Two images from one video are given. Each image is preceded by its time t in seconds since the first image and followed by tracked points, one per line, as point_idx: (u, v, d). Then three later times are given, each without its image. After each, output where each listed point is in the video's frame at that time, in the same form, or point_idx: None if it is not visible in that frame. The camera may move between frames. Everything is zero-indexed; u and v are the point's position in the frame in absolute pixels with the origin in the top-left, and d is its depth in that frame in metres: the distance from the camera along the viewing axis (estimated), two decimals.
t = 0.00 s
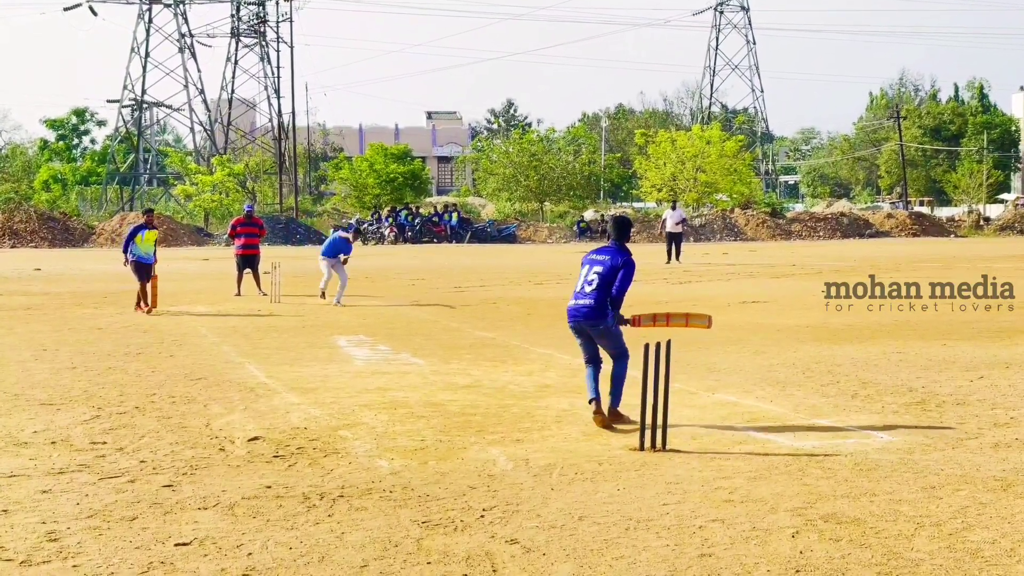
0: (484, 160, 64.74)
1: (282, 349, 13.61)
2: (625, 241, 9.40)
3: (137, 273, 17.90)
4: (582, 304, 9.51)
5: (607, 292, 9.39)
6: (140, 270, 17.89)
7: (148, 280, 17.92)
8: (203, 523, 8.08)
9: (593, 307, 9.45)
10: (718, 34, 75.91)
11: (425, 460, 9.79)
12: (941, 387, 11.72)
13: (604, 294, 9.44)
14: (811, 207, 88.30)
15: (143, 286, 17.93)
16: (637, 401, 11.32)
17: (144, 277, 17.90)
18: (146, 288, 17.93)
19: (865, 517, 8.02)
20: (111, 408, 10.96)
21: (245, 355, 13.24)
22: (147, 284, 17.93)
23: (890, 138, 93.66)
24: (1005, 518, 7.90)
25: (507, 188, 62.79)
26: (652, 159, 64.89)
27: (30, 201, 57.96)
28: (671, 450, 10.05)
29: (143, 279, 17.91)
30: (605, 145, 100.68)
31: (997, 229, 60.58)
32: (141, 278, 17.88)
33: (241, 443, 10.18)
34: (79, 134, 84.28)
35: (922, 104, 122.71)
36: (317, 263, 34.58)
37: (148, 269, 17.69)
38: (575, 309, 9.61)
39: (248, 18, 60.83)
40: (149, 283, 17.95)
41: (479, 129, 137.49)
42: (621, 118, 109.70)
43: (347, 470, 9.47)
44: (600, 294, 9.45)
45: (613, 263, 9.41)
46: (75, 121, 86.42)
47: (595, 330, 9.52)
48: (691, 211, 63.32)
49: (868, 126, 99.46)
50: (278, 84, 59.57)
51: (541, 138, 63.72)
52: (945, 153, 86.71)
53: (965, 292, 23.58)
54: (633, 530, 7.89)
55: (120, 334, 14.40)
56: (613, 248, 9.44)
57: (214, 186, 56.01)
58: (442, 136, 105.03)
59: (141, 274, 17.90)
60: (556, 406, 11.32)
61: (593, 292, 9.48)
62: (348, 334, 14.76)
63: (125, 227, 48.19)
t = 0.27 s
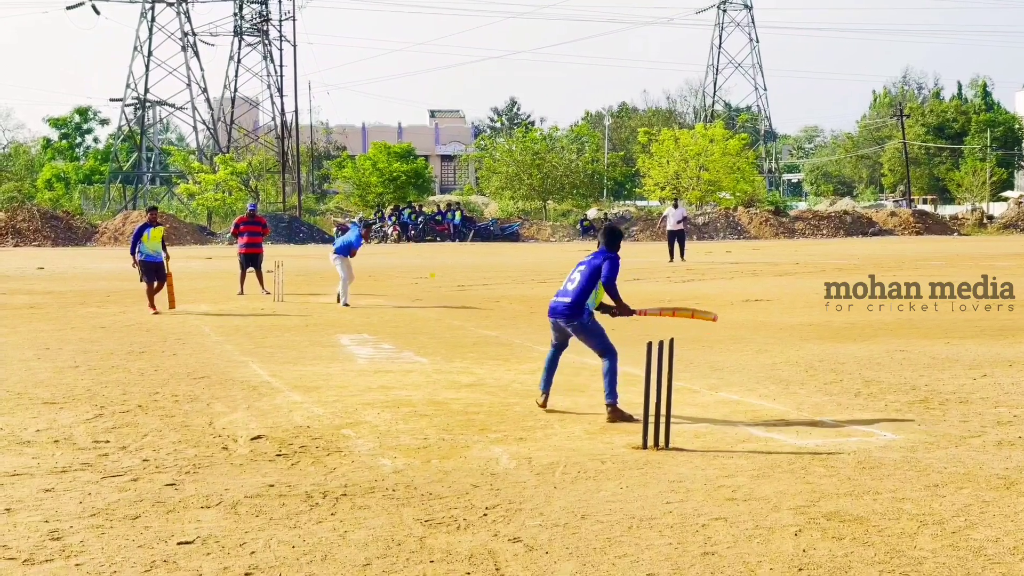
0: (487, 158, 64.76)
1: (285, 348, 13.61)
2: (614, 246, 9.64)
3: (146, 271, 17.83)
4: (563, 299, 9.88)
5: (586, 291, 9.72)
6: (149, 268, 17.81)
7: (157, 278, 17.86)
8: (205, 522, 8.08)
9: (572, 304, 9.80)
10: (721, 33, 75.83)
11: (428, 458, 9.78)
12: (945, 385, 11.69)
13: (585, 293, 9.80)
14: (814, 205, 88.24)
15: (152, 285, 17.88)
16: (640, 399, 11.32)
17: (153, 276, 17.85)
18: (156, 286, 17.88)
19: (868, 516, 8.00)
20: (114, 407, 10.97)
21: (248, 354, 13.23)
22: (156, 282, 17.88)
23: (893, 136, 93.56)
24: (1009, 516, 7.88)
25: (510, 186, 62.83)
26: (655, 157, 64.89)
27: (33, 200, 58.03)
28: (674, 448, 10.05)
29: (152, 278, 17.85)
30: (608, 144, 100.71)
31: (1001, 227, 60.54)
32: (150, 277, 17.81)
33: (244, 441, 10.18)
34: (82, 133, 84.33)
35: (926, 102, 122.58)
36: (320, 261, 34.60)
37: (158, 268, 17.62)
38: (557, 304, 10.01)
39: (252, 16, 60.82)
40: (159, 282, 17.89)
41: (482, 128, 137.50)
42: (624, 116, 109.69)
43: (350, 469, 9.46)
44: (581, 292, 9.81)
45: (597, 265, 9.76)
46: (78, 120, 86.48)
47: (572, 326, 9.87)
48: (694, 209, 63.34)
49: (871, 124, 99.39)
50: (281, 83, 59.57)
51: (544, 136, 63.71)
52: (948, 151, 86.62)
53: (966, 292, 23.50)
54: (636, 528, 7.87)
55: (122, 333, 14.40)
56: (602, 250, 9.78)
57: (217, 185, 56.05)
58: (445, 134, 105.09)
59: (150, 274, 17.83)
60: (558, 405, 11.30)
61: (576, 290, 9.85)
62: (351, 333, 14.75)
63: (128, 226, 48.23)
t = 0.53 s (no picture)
0: (493, 157, 64.76)
1: (291, 346, 13.62)
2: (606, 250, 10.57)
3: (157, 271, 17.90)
4: (547, 283, 10.56)
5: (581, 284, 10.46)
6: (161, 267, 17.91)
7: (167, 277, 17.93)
8: (211, 520, 8.09)
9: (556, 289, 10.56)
10: (727, 32, 75.78)
11: (433, 457, 9.78)
12: (951, 384, 11.67)
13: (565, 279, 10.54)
14: (820, 203, 88.19)
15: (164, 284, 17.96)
16: (645, 397, 11.31)
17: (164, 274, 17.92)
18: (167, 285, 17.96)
19: (874, 514, 7.99)
20: (120, 405, 10.98)
21: (254, 353, 13.24)
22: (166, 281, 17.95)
23: (899, 134, 93.44)
24: (1015, 514, 7.87)
25: (516, 185, 62.83)
26: (660, 156, 64.94)
27: (39, 199, 58.15)
28: (679, 447, 10.04)
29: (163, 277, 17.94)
30: (613, 143, 100.70)
31: (1007, 225, 60.43)
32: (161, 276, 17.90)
33: (250, 440, 10.19)
34: (88, 132, 84.47)
35: (932, 100, 122.37)
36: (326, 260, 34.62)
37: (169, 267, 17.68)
38: (538, 284, 10.83)
39: (258, 15, 60.84)
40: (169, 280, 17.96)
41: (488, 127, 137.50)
42: (630, 114, 109.72)
43: (355, 467, 9.47)
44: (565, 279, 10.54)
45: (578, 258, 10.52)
46: (84, 119, 86.59)
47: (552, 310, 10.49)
48: (699, 208, 63.33)
49: (877, 122, 99.27)
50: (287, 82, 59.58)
51: (549, 135, 63.75)
52: (954, 149, 86.49)
53: (967, 292, 23.38)
54: (642, 527, 7.86)
55: (128, 332, 14.42)
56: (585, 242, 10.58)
57: (223, 184, 56.10)
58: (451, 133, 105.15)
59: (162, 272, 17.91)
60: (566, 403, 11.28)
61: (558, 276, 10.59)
62: (356, 331, 14.75)
63: (135, 225, 48.27)
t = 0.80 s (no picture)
0: (502, 156, 64.72)
1: (301, 346, 13.63)
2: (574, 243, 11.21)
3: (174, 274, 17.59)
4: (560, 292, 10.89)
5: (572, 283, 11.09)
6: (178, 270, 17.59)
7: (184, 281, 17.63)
8: (221, 519, 8.10)
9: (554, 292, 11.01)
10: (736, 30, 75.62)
11: (443, 456, 9.78)
12: (961, 383, 11.64)
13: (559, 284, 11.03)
14: (829, 202, 88.06)
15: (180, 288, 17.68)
16: (654, 396, 11.30)
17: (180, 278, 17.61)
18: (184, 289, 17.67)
19: (884, 513, 7.97)
20: (130, 405, 11.00)
21: (264, 352, 13.25)
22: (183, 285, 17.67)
23: (909, 133, 93.15)
24: None
25: (525, 184, 62.77)
26: (670, 154, 64.87)
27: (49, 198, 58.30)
28: (688, 446, 10.03)
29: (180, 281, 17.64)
30: (622, 142, 100.60)
31: (1018, 224, 60.19)
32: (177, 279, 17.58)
33: (260, 440, 10.21)
34: (98, 132, 84.63)
35: (942, 99, 121.99)
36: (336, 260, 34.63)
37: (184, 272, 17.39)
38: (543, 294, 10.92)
39: (267, 15, 60.88)
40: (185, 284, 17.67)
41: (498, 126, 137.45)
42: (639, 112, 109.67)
43: (364, 467, 9.48)
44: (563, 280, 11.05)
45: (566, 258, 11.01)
46: (94, 119, 86.71)
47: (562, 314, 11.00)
48: (709, 207, 63.21)
49: (887, 121, 98.97)
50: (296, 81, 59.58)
51: (558, 133, 63.77)
52: (964, 148, 86.17)
53: (966, 292, 23.14)
54: (652, 526, 7.86)
55: (138, 331, 14.45)
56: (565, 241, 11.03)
57: (232, 183, 56.16)
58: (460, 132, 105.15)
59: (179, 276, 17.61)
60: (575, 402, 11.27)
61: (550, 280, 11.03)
62: (365, 330, 14.76)
63: (144, 224, 48.38)
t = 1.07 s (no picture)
0: (515, 156, 64.71)
1: (315, 345, 13.67)
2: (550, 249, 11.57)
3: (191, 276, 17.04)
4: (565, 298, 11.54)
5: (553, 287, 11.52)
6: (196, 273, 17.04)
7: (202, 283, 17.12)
8: (237, 517, 8.15)
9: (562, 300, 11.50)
10: (750, 30, 75.45)
11: (456, 455, 9.82)
12: (974, 382, 11.62)
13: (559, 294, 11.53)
14: (843, 201, 87.87)
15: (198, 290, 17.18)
16: (668, 395, 11.32)
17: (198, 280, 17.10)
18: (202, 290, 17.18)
19: (897, 513, 7.98)
20: (146, 404, 11.06)
21: (279, 351, 13.30)
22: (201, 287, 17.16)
23: (924, 132, 92.82)
24: None
25: (538, 184, 62.75)
26: (683, 154, 64.86)
27: (65, 199, 58.63)
28: (702, 445, 10.04)
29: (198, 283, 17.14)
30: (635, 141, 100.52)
31: None
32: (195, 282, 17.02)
33: (275, 438, 10.25)
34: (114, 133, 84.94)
35: (956, 98, 121.52)
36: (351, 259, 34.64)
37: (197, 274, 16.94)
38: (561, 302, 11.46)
39: (282, 16, 60.97)
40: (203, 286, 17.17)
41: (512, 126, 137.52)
42: (651, 112, 109.57)
43: (379, 465, 9.52)
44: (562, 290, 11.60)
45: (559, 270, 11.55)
46: (109, 119, 87.06)
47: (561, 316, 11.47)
48: (722, 206, 63.11)
49: (902, 120, 98.63)
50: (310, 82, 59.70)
51: (572, 133, 63.77)
52: (979, 146, 85.80)
53: (965, 293, 22.95)
54: (665, 525, 7.88)
55: (154, 330, 14.52)
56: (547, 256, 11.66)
57: (247, 183, 56.32)
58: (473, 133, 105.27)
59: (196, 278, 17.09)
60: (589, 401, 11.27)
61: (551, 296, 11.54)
62: (378, 330, 14.77)
63: (159, 225, 48.53)
